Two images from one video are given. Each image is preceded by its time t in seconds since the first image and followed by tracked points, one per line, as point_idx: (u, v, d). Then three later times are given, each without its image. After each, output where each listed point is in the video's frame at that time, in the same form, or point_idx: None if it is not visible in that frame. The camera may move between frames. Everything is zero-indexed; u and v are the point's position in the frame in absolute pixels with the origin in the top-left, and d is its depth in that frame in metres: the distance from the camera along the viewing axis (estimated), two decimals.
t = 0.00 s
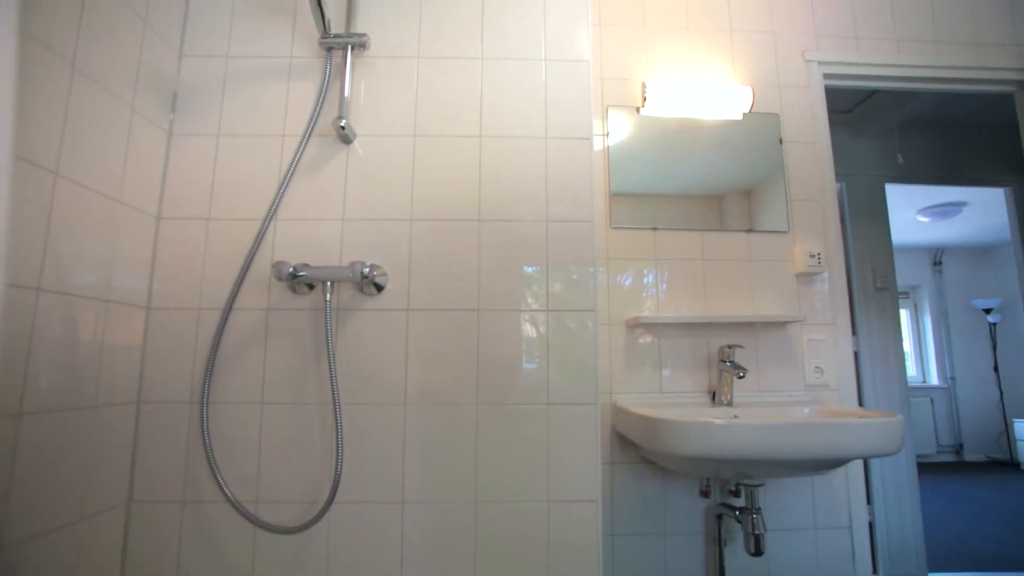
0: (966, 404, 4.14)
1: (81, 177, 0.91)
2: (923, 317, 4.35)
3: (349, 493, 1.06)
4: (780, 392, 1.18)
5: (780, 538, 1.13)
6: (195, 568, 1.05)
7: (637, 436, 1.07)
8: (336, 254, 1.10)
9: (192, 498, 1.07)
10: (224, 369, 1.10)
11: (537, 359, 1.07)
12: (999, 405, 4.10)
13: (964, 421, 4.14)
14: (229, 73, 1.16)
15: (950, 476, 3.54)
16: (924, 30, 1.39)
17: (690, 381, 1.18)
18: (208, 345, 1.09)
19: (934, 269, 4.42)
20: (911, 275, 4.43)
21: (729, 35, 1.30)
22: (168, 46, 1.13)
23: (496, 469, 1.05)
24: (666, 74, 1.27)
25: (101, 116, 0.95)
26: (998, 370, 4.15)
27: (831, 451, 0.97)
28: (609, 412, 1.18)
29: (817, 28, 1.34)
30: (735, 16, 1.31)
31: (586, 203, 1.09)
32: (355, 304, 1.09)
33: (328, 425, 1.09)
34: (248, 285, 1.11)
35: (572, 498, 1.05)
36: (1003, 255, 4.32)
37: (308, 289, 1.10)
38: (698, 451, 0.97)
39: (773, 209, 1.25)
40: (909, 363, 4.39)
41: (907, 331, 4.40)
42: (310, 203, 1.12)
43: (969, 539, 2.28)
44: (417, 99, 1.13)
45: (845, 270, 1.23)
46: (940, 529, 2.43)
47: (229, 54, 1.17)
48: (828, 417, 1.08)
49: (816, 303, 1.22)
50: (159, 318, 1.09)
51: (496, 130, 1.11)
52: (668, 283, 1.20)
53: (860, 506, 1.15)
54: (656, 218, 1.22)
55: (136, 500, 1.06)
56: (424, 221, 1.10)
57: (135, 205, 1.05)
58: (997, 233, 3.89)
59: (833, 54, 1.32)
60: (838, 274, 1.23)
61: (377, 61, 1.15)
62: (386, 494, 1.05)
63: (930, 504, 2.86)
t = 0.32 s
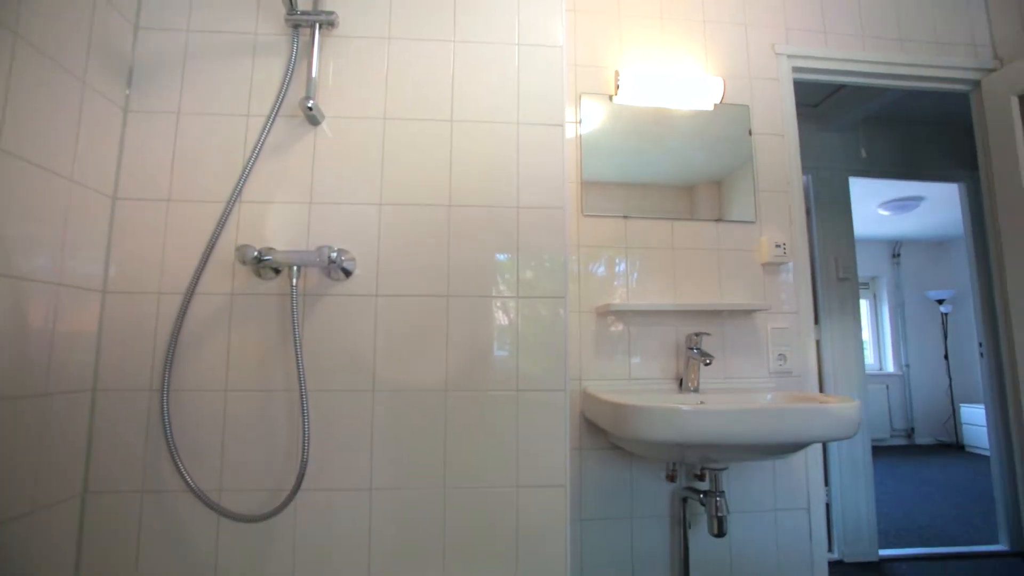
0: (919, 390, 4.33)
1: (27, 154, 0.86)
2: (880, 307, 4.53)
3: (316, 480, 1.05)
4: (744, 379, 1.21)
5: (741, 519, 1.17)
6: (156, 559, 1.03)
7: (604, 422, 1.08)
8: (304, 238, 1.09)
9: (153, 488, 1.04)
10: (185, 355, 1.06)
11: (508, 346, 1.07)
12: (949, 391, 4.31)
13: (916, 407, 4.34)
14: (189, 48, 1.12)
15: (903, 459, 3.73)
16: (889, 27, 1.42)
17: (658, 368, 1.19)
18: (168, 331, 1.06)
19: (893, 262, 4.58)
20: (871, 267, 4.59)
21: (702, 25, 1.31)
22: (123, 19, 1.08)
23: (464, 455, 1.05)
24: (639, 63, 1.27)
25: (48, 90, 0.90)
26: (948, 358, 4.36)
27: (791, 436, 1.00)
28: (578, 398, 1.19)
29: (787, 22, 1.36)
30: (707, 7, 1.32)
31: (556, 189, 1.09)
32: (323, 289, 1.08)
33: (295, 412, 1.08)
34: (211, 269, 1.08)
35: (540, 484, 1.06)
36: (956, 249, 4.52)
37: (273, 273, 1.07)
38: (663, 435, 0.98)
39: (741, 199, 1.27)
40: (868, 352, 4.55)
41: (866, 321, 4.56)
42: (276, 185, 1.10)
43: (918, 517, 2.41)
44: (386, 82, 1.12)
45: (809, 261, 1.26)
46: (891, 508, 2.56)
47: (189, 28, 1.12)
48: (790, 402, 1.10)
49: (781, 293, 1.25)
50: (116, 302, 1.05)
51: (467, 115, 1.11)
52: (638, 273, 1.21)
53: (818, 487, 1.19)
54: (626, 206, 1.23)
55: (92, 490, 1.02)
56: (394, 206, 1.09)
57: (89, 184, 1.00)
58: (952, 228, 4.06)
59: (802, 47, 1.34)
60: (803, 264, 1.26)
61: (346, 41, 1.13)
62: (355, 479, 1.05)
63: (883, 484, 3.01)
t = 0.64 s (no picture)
0: (874, 374, 4.53)
1: None
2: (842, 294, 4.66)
3: (281, 464, 1.04)
4: (710, 363, 1.23)
5: (703, 497, 1.20)
6: (113, 547, 1.00)
7: (572, 404, 1.09)
8: (268, 218, 1.07)
9: (109, 475, 1.01)
10: (142, 338, 1.03)
11: (479, 330, 1.07)
12: (903, 374, 4.52)
13: (870, 391, 4.55)
14: (144, 16, 1.06)
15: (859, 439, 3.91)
16: (856, 20, 1.45)
17: (626, 351, 1.21)
18: (123, 313, 1.02)
19: (854, 250, 4.72)
20: (834, 255, 4.72)
21: (675, 10, 1.31)
22: None
23: (432, 437, 1.05)
24: (612, 47, 1.27)
25: None
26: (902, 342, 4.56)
27: (756, 417, 1.02)
28: (547, 381, 1.20)
29: (758, 10, 1.37)
30: None
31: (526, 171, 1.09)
32: (288, 271, 1.07)
33: (258, 396, 1.06)
34: (170, 249, 1.05)
35: (508, 465, 1.07)
36: (914, 238, 4.70)
37: (235, 254, 1.05)
38: (629, 417, 1.00)
39: (710, 186, 1.28)
40: (828, 338, 4.70)
41: (827, 308, 4.71)
42: (239, 163, 1.07)
43: (867, 493, 2.55)
44: (354, 58, 1.09)
45: (774, 247, 1.29)
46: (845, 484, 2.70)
47: None
48: (754, 384, 1.13)
49: (747, 278, 1.27)
50: (66, 283, 1.01)
51: (437, 95, 1.10)
52: (609, 258, 1.22)
53: (778, 466, 1.23)
54: (597, 191, 1.23)
55: (43, 478, 0.99)
56: (362, 186, 1.08)
57: (35, 158, 0.95)
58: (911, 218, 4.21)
59: (772, 37, 1.36)
60: (768, 251, 1.29)
61: (311, 14, 1.09)
62: (322, 463, 1.05)
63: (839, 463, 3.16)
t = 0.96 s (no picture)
0: (834, 358, 4.71)
1: None
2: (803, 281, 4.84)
3: (243, 450, 1.02)
4: (676, 347, 1.25)
5: (668, 478, 1.23)
6: (66, 537, 0.97)
7: (540, 388, 1.10)
8: (228, 198, 1.03)
9: (60, 465, 0.97)
10: (93, 322, 0.99)
11: (449, 316, 1.08)
12: (859, 358, 4.72)
13: (831, 373, 4.70)
14: None
15: (818, 421, 4.07)
16: (823, 12, 1.48)
17: (594, 336, 1.22)
18: (73, 296, 0.98)
19: (816, 239, 4.88)
20: (797, 243, 4.88)
21: None
22: None
23: (399, 421, 1.05)
24: (584, 30, 1.26)
25: None
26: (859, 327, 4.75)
27: (720, 400, 1.04)
28: (515, 365, 1.20)
29: None
30: None
31: (495, 155, 1.10)
32: (249, 254, 1.04)
33: (219, 382, 1.03)
34: (122, 230, 1.00)
35: (475, 449, 1.07)
36: (872, 228, 4.88)
37: (195, 236, 1.02)
38: (596, 400, 1.01)
39: (680, 173, 1.30)
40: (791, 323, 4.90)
41: (790, 295, 4.88)
42: (197, 140, 1.03)
43: (823, 470, 2.67)
44: (319, 35, 1.07)
45: (740, 234, 1.32)
46: (803, 463, 2.82)
47: None
48: (718, 368, 1.15)
49: (713, 264, 1.30)
50: (9, 264, 0.96)
51: (405, 74, 1.09)
52: (579, 244, 1.22)
53: (740, 448, 1.27)
54: (567, 175, 1.23)
55: None
56: (327, 167, 1.06)
57: None
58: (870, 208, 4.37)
59: (742, 25, 1.37)
60: (734, 238, 1.31)
61: None
62: (287, 449, 1.03)
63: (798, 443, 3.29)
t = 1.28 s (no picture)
0: (798, 344, 4.86)
1: None
2: (772, 269, 4.95)
3: (208, 439, 1.00)
4: (646, 333, 1.27)
5: (637, 462, 1.25)
6: (20, 530, 0.93)
7: (511, 374, 1.10)
8: (189, 179, 1.00)
9: (12, 456, 0.93)
10: (46, 307, 0.95)
11: (420, 302, 1.08)
12: (822, 345, 4.89)
13: (795, 359, 4.86)
14: None
15: (781, 405, 4.21)
16: (795, 4, 1.50)
17: (566, 322, 1.23)
18: (23, 280, 0.93)
19: (785, 229, 5.00)
20: (765, 232, 4.97)
21: None
22: None
23: (369, 408, 1.05)
24: (558, 14, 1.26)
25: None
26: (823, 315, 4.91)
27: (688, 384, 1.06)
28: (487, 351, 1.20)
29: None
30: None
31: (467, 140, 1.10)
32: (212, 238, 1.01)
33: (182, 370, 1.00)
34: (76, 211, 0.96)
35: (447, 435, 1.08)
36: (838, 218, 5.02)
37: (154, 219, 0.98)
38: (566, 385, 1.01)
39: (653, 161, 1.31)
40: (758, 311, 5.01)
41: (759, 283, 5.00)
42: (156, 118, 0.99)
43: (787, 453, 2.77)
44: (285, 11, 1.04)
45: (710, 222, 1.34)
46: (767, 446, 2.91)
47: None
48: (686, 353, 1.17)
49: (684, 252, 1.32)
50: None
51: (375, 55, 1.07)
52: (553, 231, 1.22)
53: (707, 432, 1.30)
54: (540, 161, 1.23)
55: None
56: (293, 148, 1.04)
57: None
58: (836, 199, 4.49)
59: (715, 14, 1.38)
60: (704, 226, 1.33)
61: None
62: (252, 436, 1.01)
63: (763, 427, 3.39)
